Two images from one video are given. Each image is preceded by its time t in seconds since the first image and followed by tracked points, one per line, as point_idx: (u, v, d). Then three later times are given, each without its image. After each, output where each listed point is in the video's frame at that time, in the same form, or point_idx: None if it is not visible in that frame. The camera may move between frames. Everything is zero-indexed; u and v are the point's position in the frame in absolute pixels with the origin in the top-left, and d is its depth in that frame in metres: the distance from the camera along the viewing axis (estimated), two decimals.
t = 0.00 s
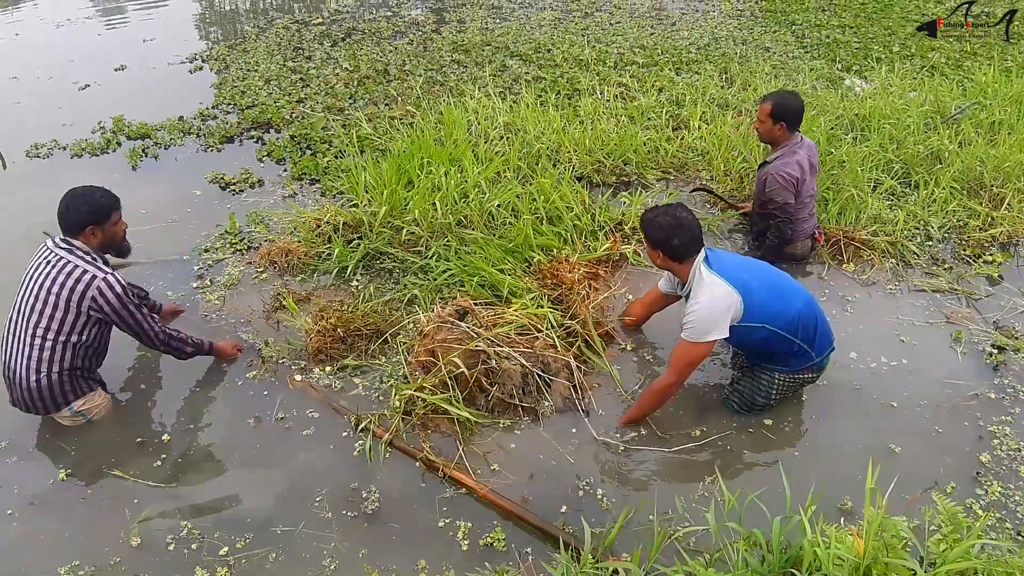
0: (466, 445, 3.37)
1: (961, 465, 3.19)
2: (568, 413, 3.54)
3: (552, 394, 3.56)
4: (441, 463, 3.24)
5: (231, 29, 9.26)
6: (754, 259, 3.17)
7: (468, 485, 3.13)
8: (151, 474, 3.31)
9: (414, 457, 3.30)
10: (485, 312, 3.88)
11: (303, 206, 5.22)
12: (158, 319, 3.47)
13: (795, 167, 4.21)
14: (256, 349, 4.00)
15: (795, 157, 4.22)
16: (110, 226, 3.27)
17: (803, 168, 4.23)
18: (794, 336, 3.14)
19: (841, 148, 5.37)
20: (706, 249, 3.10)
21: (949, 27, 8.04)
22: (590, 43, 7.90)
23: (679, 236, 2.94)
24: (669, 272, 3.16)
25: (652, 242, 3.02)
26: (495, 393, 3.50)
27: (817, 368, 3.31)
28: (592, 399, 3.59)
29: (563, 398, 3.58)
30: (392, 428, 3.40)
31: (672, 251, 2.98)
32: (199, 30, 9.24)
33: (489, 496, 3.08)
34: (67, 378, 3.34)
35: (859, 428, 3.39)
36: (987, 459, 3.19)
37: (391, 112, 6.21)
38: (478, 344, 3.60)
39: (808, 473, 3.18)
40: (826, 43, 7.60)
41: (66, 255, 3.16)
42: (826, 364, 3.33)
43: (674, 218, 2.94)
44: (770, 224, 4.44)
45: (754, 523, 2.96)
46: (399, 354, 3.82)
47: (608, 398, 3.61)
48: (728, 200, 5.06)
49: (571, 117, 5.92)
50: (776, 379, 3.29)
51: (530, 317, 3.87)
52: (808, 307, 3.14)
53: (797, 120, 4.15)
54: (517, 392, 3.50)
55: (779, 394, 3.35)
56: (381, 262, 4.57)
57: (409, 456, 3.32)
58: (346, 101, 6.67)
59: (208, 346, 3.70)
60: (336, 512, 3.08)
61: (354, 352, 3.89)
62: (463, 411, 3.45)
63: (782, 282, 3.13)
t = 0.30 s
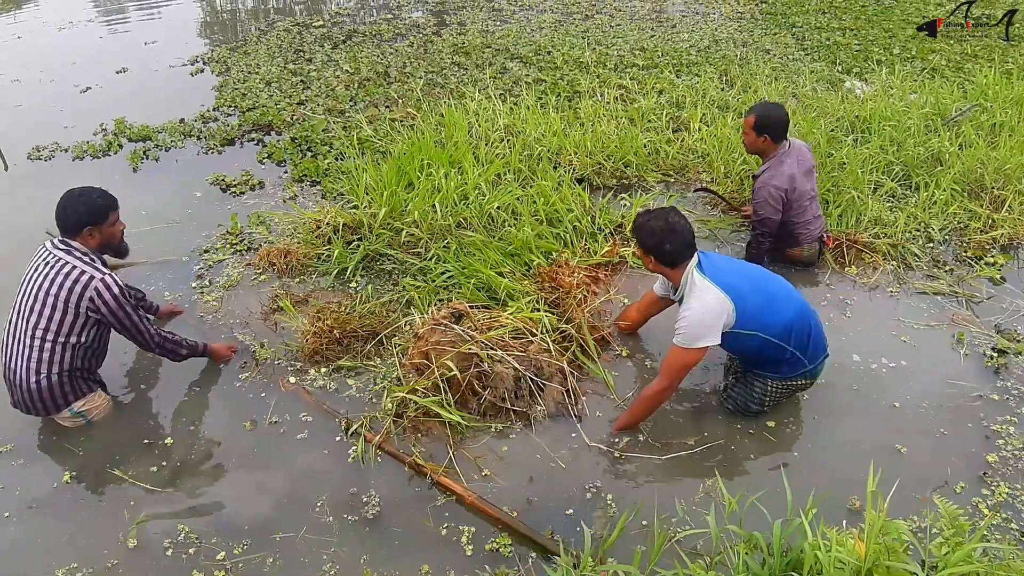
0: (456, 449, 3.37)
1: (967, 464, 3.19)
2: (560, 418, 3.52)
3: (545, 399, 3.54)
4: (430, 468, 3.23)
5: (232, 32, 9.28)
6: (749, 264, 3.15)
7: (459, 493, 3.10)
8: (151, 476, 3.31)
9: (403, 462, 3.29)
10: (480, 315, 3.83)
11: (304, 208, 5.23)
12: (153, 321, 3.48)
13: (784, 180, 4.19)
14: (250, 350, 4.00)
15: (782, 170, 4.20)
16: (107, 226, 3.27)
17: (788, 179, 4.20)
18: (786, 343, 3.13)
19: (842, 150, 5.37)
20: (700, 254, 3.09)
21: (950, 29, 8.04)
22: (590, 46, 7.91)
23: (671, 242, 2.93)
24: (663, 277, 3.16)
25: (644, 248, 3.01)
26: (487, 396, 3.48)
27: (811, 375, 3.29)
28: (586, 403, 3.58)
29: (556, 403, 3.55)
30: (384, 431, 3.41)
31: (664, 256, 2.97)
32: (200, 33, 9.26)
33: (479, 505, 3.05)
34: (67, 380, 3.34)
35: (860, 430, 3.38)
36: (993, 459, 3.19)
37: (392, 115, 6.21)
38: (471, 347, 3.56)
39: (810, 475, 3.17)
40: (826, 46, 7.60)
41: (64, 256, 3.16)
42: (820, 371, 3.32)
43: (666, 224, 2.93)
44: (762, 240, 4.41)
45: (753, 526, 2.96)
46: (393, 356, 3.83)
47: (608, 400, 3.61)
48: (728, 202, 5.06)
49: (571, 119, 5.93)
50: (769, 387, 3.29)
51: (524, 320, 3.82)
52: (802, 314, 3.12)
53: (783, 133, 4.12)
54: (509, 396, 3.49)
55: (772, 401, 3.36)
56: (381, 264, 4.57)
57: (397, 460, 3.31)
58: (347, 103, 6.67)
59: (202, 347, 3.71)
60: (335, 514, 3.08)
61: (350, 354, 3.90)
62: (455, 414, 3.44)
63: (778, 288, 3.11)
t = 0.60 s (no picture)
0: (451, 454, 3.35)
1: (973, 464, 3.20)
2: (552, 424, 3.49)
3: (538, 405, 3.50)
4: (414, 476, 3.20)
5: (233, 32, 9.27)
6: (740, 271, 3.12)
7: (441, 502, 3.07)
8: (150, 478, 3.30)
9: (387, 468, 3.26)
10: (477, 318, 3.83)
11: (306, 208, 5.22)
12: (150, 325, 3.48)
13: (783, 185, 4.18)
14: (245, 351, 4.00)
15: (780, 175, 4.19)
16: (107, 227, 3.27)
17: (788, 185, 4.18)
18: (777, 352, 3.09)
19: (843, 152, 5.36)
20: (691, 261, 3.07)
21: (951, 31, 8.04)
22: (592, 47, 7.91)
23: (660, 248, 2.90)
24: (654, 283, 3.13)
25: (634, 255, 2.99)
26: (479, 401, 3.47)
27: (801, 386, 3.26)
28: (579, 410, 3.56)
29: (549, 409, 3.52)
30: (374, 435, 3.40)
31: (654, 263, 2.94)
32: (201, 33, 9.26)
33: (461, 515, 3.00)
34: (67, 381, 3.33)
35: (863, 432, 3.38)
36: (999, 458, 3.20)
37: (394, 115, 6.21)
38: (466, 350, 3.57)
39: (813, 478, 3.17)
40: (827, 47, 7.60)
41: (64, 257, 3.16)
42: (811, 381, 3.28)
43: (654, 231, 2.90)
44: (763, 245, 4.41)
45: (756, 527, 2.95)
46: (388, 358, 3.82)
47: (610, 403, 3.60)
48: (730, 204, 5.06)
49: (573, 120, 5.93)
50: (759, 395, 3.27)
51: (522, 325, 3.81)
52: (794, 323, 3.08)
53: (778, 138, 4.12)
54: (501, 400, 3.48)
55: (763, 409, 3.34)
56: (382, 265, 4.57)
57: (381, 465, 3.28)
58: (349, 104, 6.67)
59: (197, 348, 3.72)
60: (334, 516, 3.08)
61: (347, 354, 3.89)
62: (445, 417, 3.43)
63: (769, 296, 3.07)
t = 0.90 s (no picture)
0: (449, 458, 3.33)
1: (978, 464, 3.21)
2: (543, 428, 3.46)
3: (529, 408, 3.45)
4: (399, 483, 3.18)
5: (236, 30, 9.27)
6: (738, 278, 3.07)
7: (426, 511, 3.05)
8: (149, 477, 3.29)
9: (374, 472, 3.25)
10: (471, 320, 3.85)
11: (308, 207, 5.21)
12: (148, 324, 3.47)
13: (794, 188, 4.16)
14: (241, 349, 3.99)
15: (791, 178, 4.18)
16: (109, 225, 3.26)
17: (798, 188, 4.17)
18: (774, 360, 3.06)
19: (846, 155, 5.36)
20: (688, 267, 3.02)
21: (953, 35, 8.06)
22: (595, 48, 7.91)
23: (654, 256, 2.89)
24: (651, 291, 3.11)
25: (629, 262, 2.98)
26: (469, 403, 3.43)
27: (796, 393, 3.25)
28: (573, 415, 3.53)
29: (540, 412, 3.47)
30: (363, 435, 3.39)
31: (649, 271, 2.93)
32: (204, 31, 9.25)
33: (444, 523, 2.98)
34: (67, 378, 3.32)
35: (865, 435, 3.37)
36: (1003, 458, 3.22)
37: (397, 115, 6.21)
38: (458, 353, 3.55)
39: (817, 481, 3.16)
40: (830, 50, 7.61)
41: (65, 254, 3.15)
42: (806, 388, 3.26)
43: (649, 237, 2.89)
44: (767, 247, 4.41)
45: (760, 530, 2.95)
46: (383, 358, 3.80)
47: (611, 406, 3.59)
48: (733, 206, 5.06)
49: (575, 121, 5.93)
50: (754, 403, 3.25)
51: (515, 323, 3.81)
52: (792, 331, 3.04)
53: (791, 140, 4.10)
54: (491, 403, 3.43)
55: (757, 416, 3.33)
56: (383, 265, 4.57)
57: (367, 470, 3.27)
58: (352, 103, 6.66)
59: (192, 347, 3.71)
60: (333, 517, 3.06)
61: (345, 353, 3.89)
62: (433, 419, 3.40)
63: (767, 305, 3.02)
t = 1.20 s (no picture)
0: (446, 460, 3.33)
1: (981, 464, 3.22)
2: (532, 431, 3.45)
3: (518, 411, 3.45)
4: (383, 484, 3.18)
5: (238, 29, 9.26)
6: (736, 285, 3.05)
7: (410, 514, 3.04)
8: (146, 475, 3.28)
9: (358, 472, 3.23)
10: (463, 322, 3.81)
11: (309, 206, 5.21)
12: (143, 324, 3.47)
13: (805, 191, 4.15)
14: (239, 348, 3.98)
15: (803, 181, 4.17)
16: (107, 222, 3.25)
17: (808, 191, 4.16)
18: (772, 365, 3.05)
19: (848, 158, 5.36)
20: (685, 274, 3.00)
21: (956, 39, 8.06)
22: (598, 49, 7.91)
23: (653, 262, 2.87)
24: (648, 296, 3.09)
25: (627, 268, 2.95)
26: (458, 405, 3.44)
27: (794, 397, 3.24)
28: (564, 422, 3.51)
29: (529, 415, 3.46)
30: (351, 436, 3.39)
31: (647, 276, 2.91)
32: (207, 30, 9.24)
33: (429, 530, 2.96)
34: (67, 375, 3.31)
35: (867, 438, 3.37)
36: (1005, 459, 3.23)
37: (399, 115, 6.20)
38: (448, 355, 3.54)
39: (818, 483, 3.16)
40: (833, 53, 7.60)
41: (63, 251, 3.15)
42: (804, 392, 3.26)
43: (647, 243, 2.86)
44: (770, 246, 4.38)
45: (760, 534, 2.94)
46: (374, 358, 3.78)
47: (609, 408, 3.58)
48: (734, 207, 5.05)
49: (577, 122, 5.93)
50: (751, 405, 3.25)
51: (507, 325, 3.77)
52: (790, 335, 3.03)
53: (802, 142, 4.10)
54: (479, 405, 3.44)
55: (754, 418, 3.33)
56: (383, 265, 4.56)
57: (354, 473, 3.25)
58: (354, 102, 6.65)
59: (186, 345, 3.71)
60: (331, 517, 3.06)
61: (340, 352, 3.88)
62: (420, 421, 3.40)
63: (764, 312, 3.01)
